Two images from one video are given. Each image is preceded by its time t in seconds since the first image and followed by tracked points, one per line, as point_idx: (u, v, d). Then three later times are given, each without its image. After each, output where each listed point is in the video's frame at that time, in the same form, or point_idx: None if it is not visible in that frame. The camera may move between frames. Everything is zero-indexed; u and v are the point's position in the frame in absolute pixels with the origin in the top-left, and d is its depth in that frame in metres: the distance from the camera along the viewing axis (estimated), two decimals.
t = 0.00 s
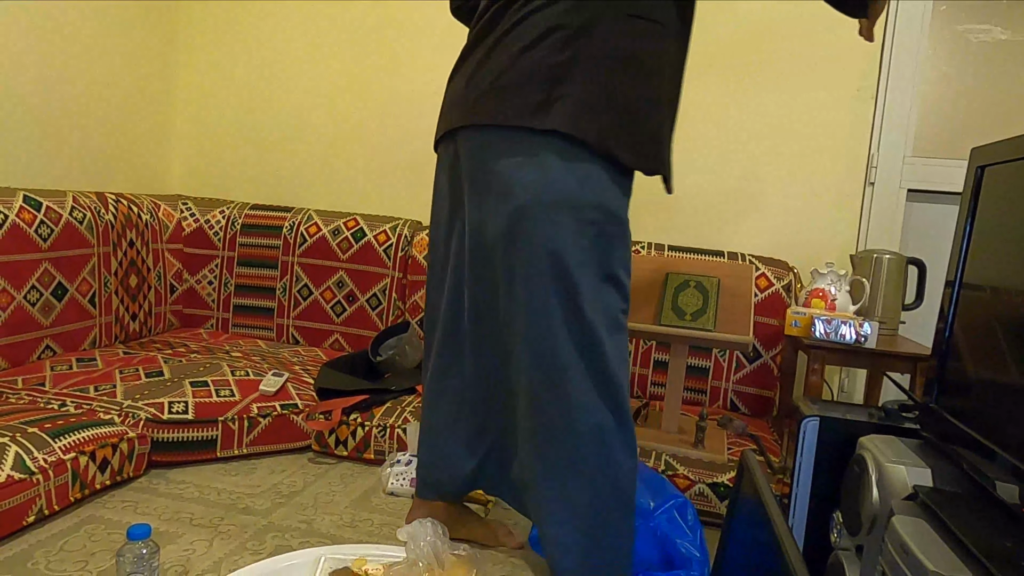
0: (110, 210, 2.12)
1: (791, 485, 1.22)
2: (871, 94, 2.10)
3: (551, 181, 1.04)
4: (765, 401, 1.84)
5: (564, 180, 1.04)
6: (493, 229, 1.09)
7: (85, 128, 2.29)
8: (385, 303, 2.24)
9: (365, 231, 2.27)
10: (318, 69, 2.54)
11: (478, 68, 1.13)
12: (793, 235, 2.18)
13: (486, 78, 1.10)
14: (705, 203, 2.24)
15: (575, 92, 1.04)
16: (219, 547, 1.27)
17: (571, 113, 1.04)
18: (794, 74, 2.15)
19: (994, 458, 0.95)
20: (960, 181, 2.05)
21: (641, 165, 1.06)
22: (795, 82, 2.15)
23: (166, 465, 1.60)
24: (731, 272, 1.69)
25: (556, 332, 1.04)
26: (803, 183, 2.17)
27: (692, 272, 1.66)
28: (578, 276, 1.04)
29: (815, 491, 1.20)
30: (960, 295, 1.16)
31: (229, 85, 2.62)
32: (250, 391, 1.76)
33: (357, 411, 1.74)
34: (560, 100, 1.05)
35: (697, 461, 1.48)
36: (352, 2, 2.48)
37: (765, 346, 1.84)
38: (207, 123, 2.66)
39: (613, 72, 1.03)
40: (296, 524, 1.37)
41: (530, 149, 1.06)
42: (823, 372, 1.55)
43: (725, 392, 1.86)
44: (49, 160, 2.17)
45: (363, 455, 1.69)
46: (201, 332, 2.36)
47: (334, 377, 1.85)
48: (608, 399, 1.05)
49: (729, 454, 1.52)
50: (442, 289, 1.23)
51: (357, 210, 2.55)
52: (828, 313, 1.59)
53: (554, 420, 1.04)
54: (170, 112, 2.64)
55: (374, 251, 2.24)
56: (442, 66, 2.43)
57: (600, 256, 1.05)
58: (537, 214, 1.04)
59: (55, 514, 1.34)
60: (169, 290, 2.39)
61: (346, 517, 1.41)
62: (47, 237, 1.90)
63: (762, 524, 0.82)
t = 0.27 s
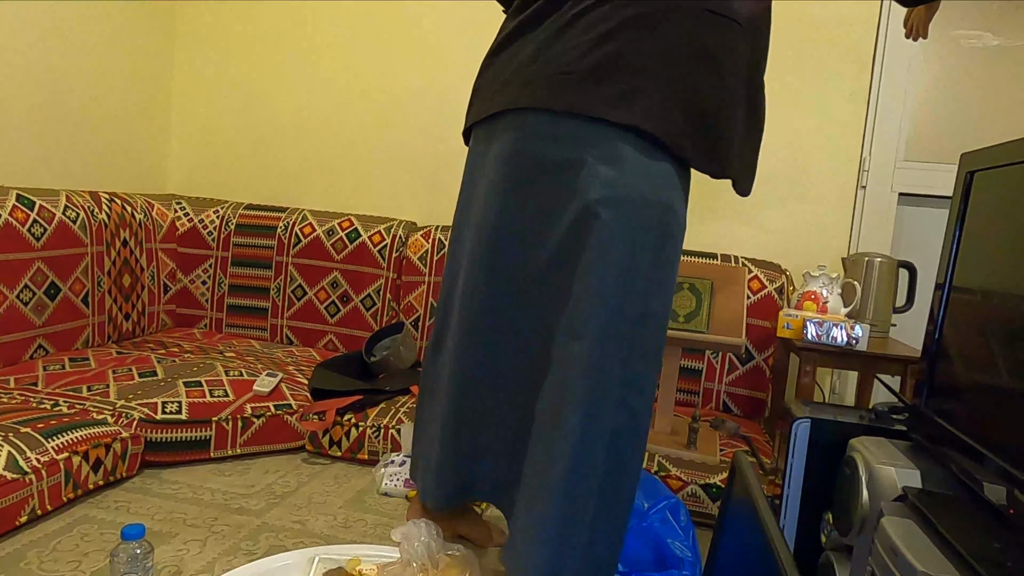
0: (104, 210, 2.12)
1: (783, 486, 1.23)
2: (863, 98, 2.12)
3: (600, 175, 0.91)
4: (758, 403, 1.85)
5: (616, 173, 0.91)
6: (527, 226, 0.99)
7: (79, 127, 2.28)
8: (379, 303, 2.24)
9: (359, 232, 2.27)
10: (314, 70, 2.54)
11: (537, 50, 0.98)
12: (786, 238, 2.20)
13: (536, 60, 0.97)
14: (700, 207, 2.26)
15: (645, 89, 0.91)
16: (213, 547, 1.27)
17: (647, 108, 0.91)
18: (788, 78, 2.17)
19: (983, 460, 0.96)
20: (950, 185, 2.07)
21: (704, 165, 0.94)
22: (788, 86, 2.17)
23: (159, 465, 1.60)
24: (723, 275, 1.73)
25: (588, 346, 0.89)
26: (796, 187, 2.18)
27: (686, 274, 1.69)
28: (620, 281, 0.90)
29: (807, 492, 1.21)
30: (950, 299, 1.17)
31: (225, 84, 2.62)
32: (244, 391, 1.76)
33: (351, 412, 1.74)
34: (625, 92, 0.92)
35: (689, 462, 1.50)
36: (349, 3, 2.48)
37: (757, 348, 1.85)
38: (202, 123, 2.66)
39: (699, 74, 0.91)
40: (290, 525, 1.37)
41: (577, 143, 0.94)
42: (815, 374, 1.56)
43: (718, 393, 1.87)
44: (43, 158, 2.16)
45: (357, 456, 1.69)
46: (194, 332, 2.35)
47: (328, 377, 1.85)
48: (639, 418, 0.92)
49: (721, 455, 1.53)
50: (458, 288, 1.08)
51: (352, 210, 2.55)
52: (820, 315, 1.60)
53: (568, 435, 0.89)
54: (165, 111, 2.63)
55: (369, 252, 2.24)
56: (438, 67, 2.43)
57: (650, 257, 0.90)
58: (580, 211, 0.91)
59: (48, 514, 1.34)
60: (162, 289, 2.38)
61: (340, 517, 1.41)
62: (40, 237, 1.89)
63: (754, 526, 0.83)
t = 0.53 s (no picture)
0: (99, 210, 2.11)
1: (777, 488, 1.24)
2: (857, 102, 2.13)
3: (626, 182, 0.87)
4: (752, 405, 1.86)
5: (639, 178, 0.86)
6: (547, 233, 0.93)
7: (75, 128, 2.28)
8: (375, 305, 2.24)
9: (356, 233, 2.27)
10: (310, 71, 2.54)
11: (562, 51, 0.92)
12: (781, 241, 2.21)
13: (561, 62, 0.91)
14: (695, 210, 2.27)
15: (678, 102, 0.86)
16: (209, 548, 1.27)
17: (666, 115, 0.86)
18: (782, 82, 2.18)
19: (975, 462, 0.97)
20: (943, 189, 2.09)
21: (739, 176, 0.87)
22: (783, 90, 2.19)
23: (154, 466, 1.60)
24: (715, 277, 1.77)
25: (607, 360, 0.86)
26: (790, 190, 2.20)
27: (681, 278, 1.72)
28: (643, 287, 0.87)
29: (801, 494, 1.22)
30: (943, 301, 1.18)
31: (221, 85, 2.62)
32: (239, 392, 1.76)
33: (347, 413, 1.75)
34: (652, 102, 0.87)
35: (684, 464, 1.50)
36: (345, 5, 2.49)
37: (752, 350, 1.86)
38: (197, 124, 2.65)
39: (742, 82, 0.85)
40: (285, 526, 1.37)
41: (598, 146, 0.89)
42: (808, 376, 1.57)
43: (712, 395, 1.88)
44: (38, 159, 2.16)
45: (352, 457, 1.69)
46: (189, 333, 2.35)
47: (324, 379, 1.85)
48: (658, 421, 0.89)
49: (716, 456, 1.54)
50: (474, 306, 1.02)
51: (348, 212, 2.55)
52: (814, 318, 1.61)
53: (592, 452, 0.86)
54: (161, 111, 2.63)
55: (365, 253, 2.25)
56: (435, 69, 2.44)
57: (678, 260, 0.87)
58: (604, 220, 0.87)
59: (42, 515, 1.33)
60: (158, 290, 2.38)
61: (335, 518, 1.42)
62: (35, 237, 1.89)
63: (750, 528, 0.83)
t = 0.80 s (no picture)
0: (93, 210, 2.11)
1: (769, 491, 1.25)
2: (850, 109, 2.15)
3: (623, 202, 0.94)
4: (745, 408, 1.87)
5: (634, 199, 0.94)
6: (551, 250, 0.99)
7: (70, 127, 2.27)
8: (370, 306, 2.25)
9: (350, 234, 2.27)
10: (306, 72, 2.54)
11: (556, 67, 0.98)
12: (774, 246, 2.22)
13: (559, 69, 0.97)
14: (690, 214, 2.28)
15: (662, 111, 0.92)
16: (202, 549, 1.27)
17: (644, 127, 0.92)
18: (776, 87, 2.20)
19: (963, 467, 0.98)
20: (934, 196, 2.11)
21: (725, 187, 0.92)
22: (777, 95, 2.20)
23: (147, 466, 1.59)
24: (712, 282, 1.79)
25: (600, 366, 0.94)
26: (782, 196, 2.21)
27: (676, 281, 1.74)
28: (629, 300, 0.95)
29: (792, 497, 1.23)
30: (933, 307, 1.20)
31: (217, 85, 2.62)
32: (233, 393, 1.75)
33: (341, 414, 1.75)
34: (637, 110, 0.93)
35: (677, 466, 1.51)
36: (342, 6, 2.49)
37: (744, 354, 1.87)
38: (193, 124, 2.65)
39: (727, 87, 0.89)
40: (279, 527, 1.37)
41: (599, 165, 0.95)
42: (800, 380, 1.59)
43: (705, 398, 1.89)
44: (32, 157, 2.15)
45: (346, 458, 1.70)
46: (183, 333, 2.35)
47: (318, 380, 1.85)
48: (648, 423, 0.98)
49: (708, 459, 1.55)
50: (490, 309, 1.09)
51: (343, 213, 2.55)
52: (806, 322, 1.62)
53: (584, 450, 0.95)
54: (156, 111, 2.62)
55: (360, 255, 2.25)
56: (431, 71, 2.44)
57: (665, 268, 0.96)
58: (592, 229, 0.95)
59: (35, 516, 1.33)
60: (151, 290, 2.37)
61: (329, 519, 1.42)
62: (28, 236, 1.88)
63: (742, 531, 0.84)
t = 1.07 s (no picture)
0: (79, 209, 2.10)
1: (753, 494, 1.27)
2: (835, 117, 2.18)
3: (607, 216, 0.97)
4: (730, 412, 1.89)
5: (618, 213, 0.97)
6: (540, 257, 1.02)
7: (56, 126, 2.25)
8: (358, 308, 2.25)
9: (339, 236, 2.27)
10: (296, 74, 2.54)
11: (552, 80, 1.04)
12: (760, 252, 2.25)
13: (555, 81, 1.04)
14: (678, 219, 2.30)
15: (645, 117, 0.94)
16: (189, 552, 1.26)
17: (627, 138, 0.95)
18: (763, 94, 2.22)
19: (941, 469, 1.01)
20: (916, 204, 2.14)
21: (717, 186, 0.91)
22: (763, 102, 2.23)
23: (133, 468, 1.59)
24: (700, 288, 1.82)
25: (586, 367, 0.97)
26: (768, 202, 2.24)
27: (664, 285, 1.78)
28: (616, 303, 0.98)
29: (776, 499, 1.25)
30: (914, 313, 1.22)
31: (206, 86, 2.61)
32: (220, 394, 1.75)
33: (329, 416, 1.75)
34: (625, 116, 0.96)
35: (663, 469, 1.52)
36: (333, 8, 2.49)
37: (730, 358, 1.89)
38: (181, 124, 2.64)
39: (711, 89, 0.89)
40: (266, 529, 1.37)
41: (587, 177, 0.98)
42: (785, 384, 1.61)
43: (691, 402, 1.91)
44: (18, 156, 2.13)
45: (334, 460, 1.70)
46: (169, 334, 2.34)
47: (305, 382, 1.85)
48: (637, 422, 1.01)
49: (694, 461, 1.57)
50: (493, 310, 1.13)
51: (332, 215, 2.55)
52: (791, 328, 1.65)
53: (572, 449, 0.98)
54: (144, 111, 2.61)
55: (349, 256, 2.25)
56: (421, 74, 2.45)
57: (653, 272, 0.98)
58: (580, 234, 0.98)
59: (19, 518, 1.32)
60: (137, 291, 2.36)
61: (317, 522, 1.42)
62: (13, 235, 1.87)
63: (726, 533, 0.86)
